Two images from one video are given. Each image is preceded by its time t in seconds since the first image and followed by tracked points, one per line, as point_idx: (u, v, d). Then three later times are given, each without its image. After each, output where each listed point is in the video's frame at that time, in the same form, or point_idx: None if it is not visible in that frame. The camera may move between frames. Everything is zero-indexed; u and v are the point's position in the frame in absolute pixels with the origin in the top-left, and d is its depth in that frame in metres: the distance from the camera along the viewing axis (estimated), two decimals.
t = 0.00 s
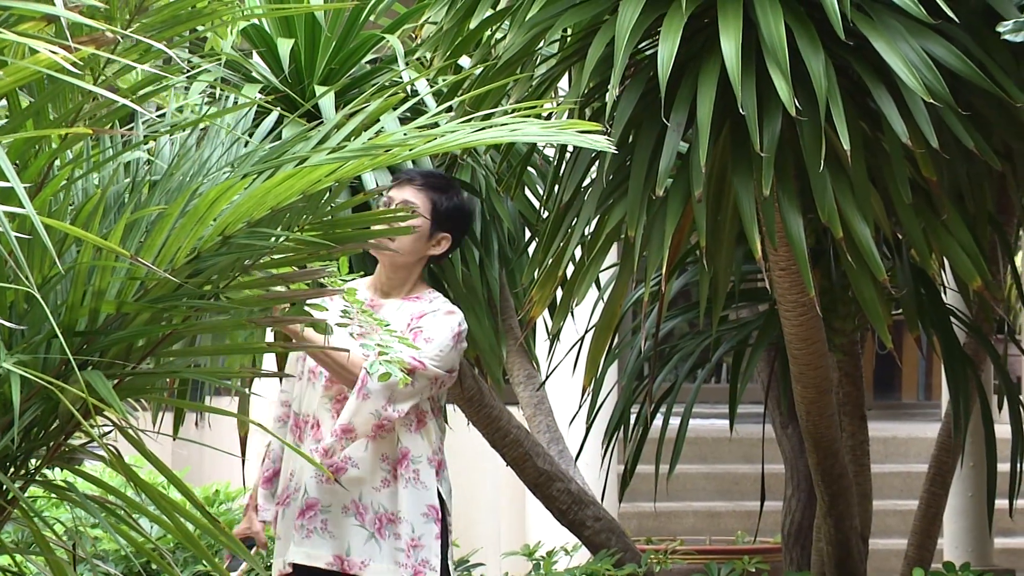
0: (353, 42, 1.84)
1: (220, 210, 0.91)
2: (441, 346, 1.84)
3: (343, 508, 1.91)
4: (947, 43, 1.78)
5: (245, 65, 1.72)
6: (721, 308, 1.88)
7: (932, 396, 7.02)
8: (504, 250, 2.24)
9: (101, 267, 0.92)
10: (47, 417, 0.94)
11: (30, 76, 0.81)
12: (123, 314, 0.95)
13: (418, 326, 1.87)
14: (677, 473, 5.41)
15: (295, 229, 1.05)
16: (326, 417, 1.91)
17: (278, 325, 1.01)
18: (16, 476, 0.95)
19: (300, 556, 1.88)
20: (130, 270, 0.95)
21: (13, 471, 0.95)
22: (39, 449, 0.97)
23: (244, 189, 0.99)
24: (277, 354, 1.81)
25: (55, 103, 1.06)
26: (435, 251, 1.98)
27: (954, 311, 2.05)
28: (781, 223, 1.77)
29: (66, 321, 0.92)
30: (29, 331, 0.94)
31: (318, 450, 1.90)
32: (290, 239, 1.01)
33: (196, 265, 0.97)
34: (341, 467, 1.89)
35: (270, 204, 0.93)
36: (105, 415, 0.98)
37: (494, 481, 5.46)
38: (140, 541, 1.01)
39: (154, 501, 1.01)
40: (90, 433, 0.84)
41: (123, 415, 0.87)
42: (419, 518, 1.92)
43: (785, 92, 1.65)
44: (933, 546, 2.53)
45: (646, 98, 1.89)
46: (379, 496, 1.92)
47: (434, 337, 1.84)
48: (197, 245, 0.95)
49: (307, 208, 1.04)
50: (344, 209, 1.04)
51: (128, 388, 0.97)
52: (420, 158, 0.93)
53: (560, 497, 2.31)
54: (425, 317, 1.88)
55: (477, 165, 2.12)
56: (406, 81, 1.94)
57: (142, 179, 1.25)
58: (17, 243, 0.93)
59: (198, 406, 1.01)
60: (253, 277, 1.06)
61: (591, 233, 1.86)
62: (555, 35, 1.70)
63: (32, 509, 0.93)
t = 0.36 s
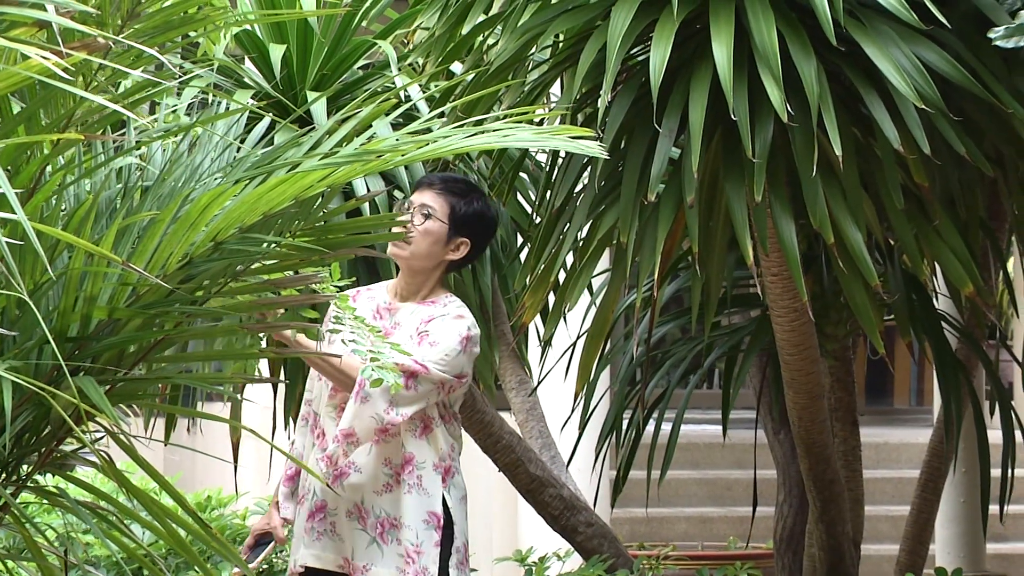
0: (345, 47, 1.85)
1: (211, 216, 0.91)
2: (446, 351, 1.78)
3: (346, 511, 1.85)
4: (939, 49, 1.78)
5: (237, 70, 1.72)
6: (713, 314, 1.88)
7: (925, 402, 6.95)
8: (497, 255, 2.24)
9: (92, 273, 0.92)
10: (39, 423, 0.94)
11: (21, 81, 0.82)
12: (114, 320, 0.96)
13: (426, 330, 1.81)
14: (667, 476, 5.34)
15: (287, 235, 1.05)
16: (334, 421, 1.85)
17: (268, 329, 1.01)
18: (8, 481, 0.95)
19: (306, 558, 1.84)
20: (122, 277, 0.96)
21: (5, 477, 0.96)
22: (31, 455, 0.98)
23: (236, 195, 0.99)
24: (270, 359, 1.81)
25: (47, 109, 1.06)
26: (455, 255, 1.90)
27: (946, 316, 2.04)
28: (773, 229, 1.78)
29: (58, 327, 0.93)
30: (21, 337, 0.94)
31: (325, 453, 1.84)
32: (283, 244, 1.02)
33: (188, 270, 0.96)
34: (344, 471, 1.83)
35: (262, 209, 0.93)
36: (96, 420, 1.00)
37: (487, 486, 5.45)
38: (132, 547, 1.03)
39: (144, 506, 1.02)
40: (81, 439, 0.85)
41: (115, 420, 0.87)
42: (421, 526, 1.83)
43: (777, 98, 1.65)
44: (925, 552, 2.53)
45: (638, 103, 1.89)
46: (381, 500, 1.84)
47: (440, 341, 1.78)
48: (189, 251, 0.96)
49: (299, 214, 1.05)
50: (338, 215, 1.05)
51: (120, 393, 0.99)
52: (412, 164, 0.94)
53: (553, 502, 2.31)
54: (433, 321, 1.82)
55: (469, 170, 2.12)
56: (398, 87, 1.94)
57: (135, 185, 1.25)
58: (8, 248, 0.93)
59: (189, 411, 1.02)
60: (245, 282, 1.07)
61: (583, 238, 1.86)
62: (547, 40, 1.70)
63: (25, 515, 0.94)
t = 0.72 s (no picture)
0: (335, 52, 1.84)
1: (201, 220, 0.90)
2: (464, 337, 1.75)
3: (354, 510, 1.83)
4: (929, 54, 1.78)
5: (227, 74, 1.72)
6: (703, 318, 1.88)
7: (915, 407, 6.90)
8: (487, 260, 2.24)
9: (82, 277, 0.92)
10: (28, 427, 0.94)
11: (9, 84, 0.82)
12: (104, 325, 0.95)
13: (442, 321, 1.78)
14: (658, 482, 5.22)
15: (277, 240, 1.04)
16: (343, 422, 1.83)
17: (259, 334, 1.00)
18: None
19: (317, 560, 1.84)
20: (112, 281, 0.96)
21: None
22: (20, 459, 0.98)
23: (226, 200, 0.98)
24: (259, 364, 1.80)
25: (36, 116, 1.05)
26: (468, 257, 1.86)
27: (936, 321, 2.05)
28: (763, 234, 1.78)
29: (47, 332, 0.93)
30: (10, 342, 0.94)
31: (335, 454, 1.83)
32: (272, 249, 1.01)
33: (178, 275, 0.96)
34: (353, 471, 1.82)
35: (251, 215, 0.93)
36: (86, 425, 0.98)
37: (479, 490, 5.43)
38: (122, 554, 1.00)
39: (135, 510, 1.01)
40: (70, 444, 0.84)
41: (104, 426, 0.87)
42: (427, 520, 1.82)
43: (767, 103, 1.65)
44: (915, 557, 2.53)
45: (628, 108, 1.89)
46: (388, 497, 1.82)
47: (459, 327, 1.76)
48: (179, 256, 0.95)
49: (288, 218, 1.04)
50: (326, 218, 1.04)
51: (109, 398, 0.97)
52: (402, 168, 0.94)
53: (543, 507, 2.31)
54: (449, 313, 1.79)
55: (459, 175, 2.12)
56: (388, 91, 1.94)
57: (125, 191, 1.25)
58: None
59: (178, 415, 1.01)
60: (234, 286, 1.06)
61: (573, 243, 1.86)
62: (537, 45, 1.70)
63: (12, 521, 0.93)
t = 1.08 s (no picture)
0: (324, 56, 1.84)
1: (190, 224, 0.91)
2: (486, 338, 1.68)
3: (380, 516, 1.66)
4: (918, 58, 1.79)
5: (216, 78, 1.72)
6: (692, 323, 1.88)
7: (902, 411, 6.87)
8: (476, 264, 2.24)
9: (71, 282, 0.92)
10: (16, 432, 0.94)
11: None
12: (93, 329, 0.95)
13: (461, 322, 1.70)
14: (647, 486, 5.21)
15: (267, 244, 1.05)
16: (363, 427, 1.68)
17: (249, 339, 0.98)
18: None
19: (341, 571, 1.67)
20: (101, 285, 0.95)
21: None
22: (8, 464, 0.98)
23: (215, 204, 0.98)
24: (248, 368, 1.80)
25: (24, 119, 1.05)
26: (481, 262, 1.76)
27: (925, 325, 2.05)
28: (752, 238, 1.78)
29: (36, 336, 0.93)
30: None
31: (356, 460, 1.68)
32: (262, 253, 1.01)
33: (167, 279, 0.96)
34: (378, 475, 1.67)
35: (240, 219, 0.92)
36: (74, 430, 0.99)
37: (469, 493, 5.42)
38: (110, 557, 1.00)
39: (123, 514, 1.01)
40: (59, 448, 0.84)
41: (92, 430, 0.87)
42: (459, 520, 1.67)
43: (756, 107, 1.65)
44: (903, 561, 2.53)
45: (617, 113, 1.89)
46: (417, 498, 1.67)
47: (481, 327, 1.68)
48: (168, 260, 0.95)
49: (278, 222, 1.04)
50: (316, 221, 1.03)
51: (97, 402, 0.97)
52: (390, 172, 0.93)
53: (532, 511, 2.31)
54: (467, 316, 1.71)
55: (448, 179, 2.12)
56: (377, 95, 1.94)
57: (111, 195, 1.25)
58: None
59: (167, 420, 1.01)
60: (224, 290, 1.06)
61: (562, 247, 1.86)
62: (527, 49, 1.70)
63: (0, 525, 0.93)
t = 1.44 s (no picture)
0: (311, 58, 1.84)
1: (177, 225, 0.92)
2: (495, 349, 1.64)
3: (402, 523, 1.65)
4: (904, 60, 1.78)
5: (204, 80, 1.71)
6: (679, 325, 1.88)
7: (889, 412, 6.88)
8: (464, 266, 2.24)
9: (58, 283, 0.93)
10: (3, 434, 0.95)
11: None
12: (80, 331, 0.96)
13: (468, 331, 1.66)
14: (634, 488, 5.17)
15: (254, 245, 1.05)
16: (376, 433, 1.66)
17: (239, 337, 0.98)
18: None
19: None
20: (88, 286, 0.95)
21: None
22: None
23: (202, 206, 0.99)
24: (236, 370, 1.80)
25: (10, 122, 1.05)
26: (477, 265, 1.72)
27: (912, 326, 2.05)
28: (739, 240, 1.78)
29: (23, 338, 0.94)
30: None
31: (371, 466, 1.66)
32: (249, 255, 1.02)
33: (154, 282, 0.96)
34: (399, 482, 1.65)
35: (228, 220, 0.94)
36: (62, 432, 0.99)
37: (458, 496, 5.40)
38: (98, 559, 1.02)
39: (110, 517, 1.02)
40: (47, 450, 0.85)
41: (80, 430, 0.87)
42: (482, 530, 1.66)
43: (743, 109, 1.65)
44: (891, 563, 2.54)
45: (605, 115, 1.89)
46: (440, 507, 1.65)
47: (489, 337, 1.64)
48: (155, 262, 0.96)
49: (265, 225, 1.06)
50: (302, 224, 1.05)
51: (85, 404, 0.98)
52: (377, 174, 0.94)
53: (519, 513, 2.31)
54: (473, 324, 1.67)
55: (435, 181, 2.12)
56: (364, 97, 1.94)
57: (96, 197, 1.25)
58: None
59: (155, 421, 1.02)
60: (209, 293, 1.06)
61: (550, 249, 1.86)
62: (514, 51, 1.70)
63: None
